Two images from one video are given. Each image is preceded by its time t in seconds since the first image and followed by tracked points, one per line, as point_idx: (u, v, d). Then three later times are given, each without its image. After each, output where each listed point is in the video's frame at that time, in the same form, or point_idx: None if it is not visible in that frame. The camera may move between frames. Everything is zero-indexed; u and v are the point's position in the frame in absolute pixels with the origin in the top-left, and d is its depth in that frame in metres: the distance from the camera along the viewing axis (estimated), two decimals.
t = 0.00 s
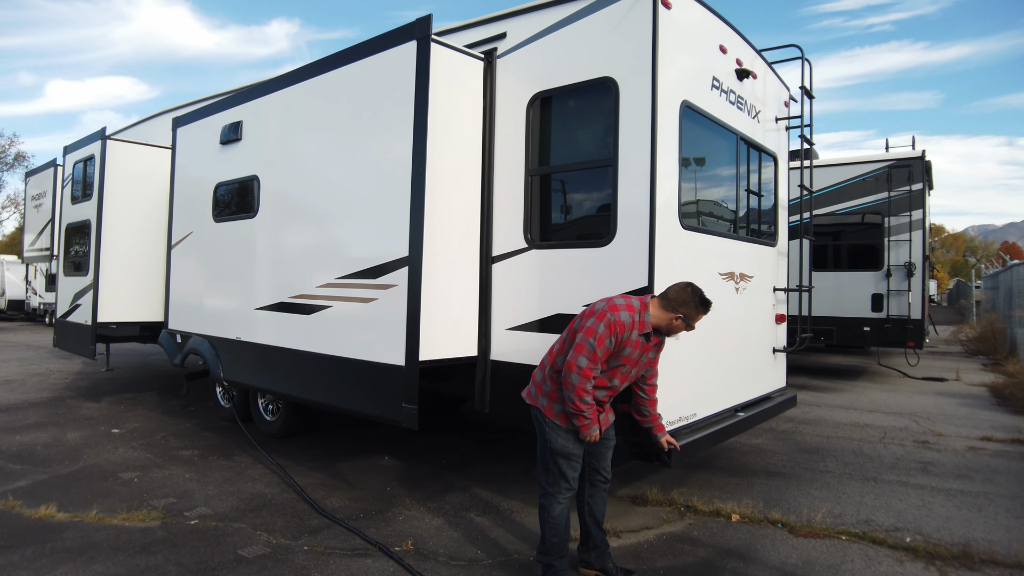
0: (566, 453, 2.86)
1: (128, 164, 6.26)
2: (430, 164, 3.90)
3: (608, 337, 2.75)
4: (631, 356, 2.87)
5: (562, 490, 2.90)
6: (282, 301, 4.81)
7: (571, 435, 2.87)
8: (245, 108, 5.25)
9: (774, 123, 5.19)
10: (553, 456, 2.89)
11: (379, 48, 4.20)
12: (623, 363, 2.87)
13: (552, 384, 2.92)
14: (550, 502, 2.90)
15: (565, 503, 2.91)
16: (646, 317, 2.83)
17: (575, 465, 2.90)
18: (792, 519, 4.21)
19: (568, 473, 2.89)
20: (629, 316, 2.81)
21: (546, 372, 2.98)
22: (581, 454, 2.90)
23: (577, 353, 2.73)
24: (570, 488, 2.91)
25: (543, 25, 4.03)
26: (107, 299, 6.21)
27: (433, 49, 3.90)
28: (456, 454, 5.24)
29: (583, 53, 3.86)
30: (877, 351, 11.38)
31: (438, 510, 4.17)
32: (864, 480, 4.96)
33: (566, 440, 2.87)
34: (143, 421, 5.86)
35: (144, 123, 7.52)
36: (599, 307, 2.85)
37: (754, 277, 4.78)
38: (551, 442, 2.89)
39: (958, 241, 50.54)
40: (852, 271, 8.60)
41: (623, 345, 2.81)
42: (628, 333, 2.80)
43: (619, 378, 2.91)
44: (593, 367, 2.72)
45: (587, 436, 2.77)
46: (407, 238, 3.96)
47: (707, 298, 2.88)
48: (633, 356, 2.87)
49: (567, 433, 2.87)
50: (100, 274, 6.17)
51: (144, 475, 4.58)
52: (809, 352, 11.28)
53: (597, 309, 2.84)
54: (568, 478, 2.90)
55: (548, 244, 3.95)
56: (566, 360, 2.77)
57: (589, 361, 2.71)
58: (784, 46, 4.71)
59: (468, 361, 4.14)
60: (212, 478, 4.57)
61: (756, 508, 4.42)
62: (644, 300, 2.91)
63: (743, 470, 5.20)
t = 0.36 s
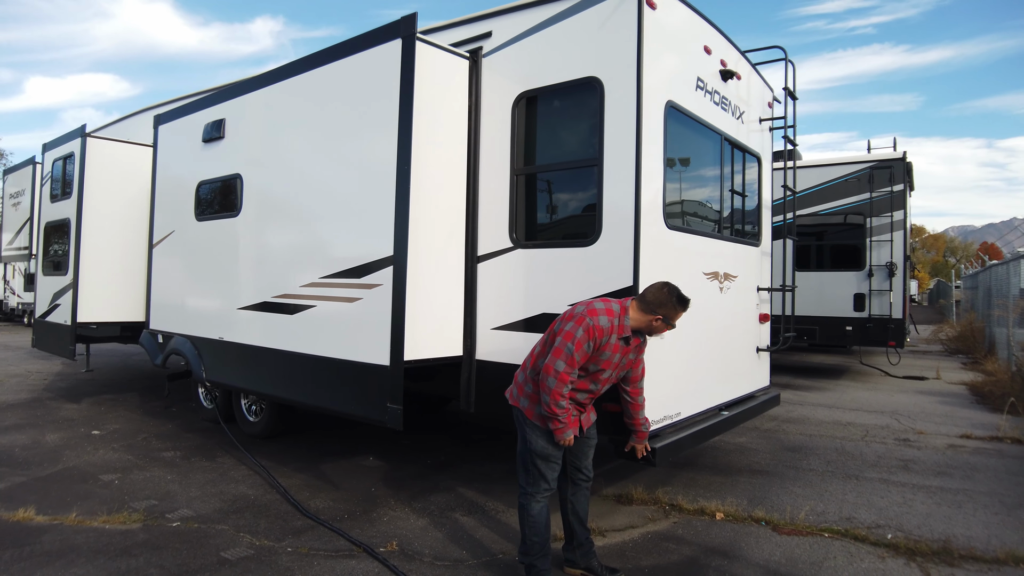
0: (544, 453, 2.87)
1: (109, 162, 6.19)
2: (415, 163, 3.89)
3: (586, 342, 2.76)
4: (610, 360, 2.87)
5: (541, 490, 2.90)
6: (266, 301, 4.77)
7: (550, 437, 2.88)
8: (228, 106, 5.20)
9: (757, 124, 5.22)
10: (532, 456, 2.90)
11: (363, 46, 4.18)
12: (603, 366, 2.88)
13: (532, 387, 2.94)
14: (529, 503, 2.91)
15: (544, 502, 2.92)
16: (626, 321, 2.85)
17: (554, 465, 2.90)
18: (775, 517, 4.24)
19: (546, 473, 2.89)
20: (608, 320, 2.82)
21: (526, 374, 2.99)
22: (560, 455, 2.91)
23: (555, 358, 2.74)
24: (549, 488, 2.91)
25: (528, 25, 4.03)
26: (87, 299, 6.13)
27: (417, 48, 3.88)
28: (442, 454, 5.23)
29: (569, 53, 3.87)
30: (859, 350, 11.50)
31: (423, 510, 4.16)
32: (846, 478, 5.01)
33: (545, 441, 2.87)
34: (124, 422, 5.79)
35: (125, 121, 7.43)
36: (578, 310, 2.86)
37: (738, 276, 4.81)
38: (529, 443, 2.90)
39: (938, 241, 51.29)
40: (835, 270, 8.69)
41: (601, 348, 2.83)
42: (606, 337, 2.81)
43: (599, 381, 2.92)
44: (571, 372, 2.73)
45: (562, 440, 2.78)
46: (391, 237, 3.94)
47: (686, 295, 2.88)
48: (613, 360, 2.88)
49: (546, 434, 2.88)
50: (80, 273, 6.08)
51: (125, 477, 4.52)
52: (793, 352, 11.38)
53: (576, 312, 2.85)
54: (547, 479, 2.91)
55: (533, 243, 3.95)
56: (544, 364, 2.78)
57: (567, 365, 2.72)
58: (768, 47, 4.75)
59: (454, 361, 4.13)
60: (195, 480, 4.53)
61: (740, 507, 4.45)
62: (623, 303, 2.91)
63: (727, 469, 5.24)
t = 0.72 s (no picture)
0: (532, 454, 2.85)
1: (92, 160, 6.11)
2: (403, 163, 3.86)
3: (571, 340, 2.74)
4: (595, 359, 2.86)
5: (529, 490, 2.89)
6: (252, 301, 4.73)
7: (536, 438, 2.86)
8: (213, 103, 5.15)
9: (746, 124, 5.24)
10: (519, 456, 2.89)
11: (351, 44, 4.15)
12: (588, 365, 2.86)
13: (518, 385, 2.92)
14: (516, 502, 2.90)
15: (532, 502, 2.90)
16: (608, 313, 2.84)
17: (542, 466, 2.88)
18: (764, 516, 4.25)
19: (534, 473, 2.88)
20: (594, 319, 2.80)
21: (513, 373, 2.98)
22: (548, 455, 2.89)
23: (539, 355, 2.73)
24: (537, 488, 2.90)
25: (517, 23, 4.01)
26: (70, 299, 6.06)
27: (406, 46, 3.86)
28: (430, 455, 5.20)
29: (558, 51, 3.86)
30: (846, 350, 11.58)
31: (411, 511, 4.13)
32: (834, 476, 5.03)
33: (531, 442, 2.85)
34: (108, 424, 5.72)
35: (109, 118, 7.34)
36: (564, 308, 2.85)
37: (726, 276, 4.82)
38: (517, 443, 2.89)
39: (923, 242, 51.88)
40: (822, 270, 8.74)
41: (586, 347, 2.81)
42: (592, 336, 2.80)
43: (586, 382, 2.90)
44: (556, 370, 2.72)
45: (546, 440, 2.76)
46: (379, 236, 3.91)
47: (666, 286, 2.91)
48: (598, 359, 2.87)
49: (532, 434, 2.87)
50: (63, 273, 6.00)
51: (109, 480, 4.46)
52: (781, 351, 11.44)
53: (563, 310, 2.84)
54: (535, 479, 2.89)
55: (522, 243, 3.93)
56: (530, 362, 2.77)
57: (552, 363, 2.71)
58: (756, 47, 4.76)
59: (442, 361, 4.10)
60: (180, 481, 4.47)
61: (729, 506, 4.46)
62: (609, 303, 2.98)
63: (716, 468, 5.24)
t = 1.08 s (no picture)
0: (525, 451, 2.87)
1: (83, 159, 6.09)
2: (396, 163, 3.87)
3: (561, 338, 2.77)
4: (586, 358, 2.88)
5: (522, 489, 2.90)
6: (244, 301, 4.72)
7: (528, 437, 2.88)
8: (205, 103, 5.14)
9: (736, 125, 5.28)
10: (511, 455, 2.91)
11: (343, 44, 4.16)
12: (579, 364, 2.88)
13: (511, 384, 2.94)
14: (509, 502, 2.91)
15: (525, 501, 2.92)
16: (598, 310, 2.87)
17: (535, 464, 2.90)
18: (755, 514, 4.28)
19: (527, 471, 2.90)
20: (584, 318, 2.83)
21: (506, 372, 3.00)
22: (540, 454, 2.91)
23: (531, 352, 2.75)
24: (530, 487, 2.91)
25: (509, 24, 4.03)
26: (60, 299, 6.03)
27: (399, 46, 3.87)
28: (423, 454, 5.21)
29: (550, 53, 3.88)
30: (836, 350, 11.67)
31: (404, 511, 4.14)
32: (824, 475, 5.08)
33: (525, 439, 2.88)
34: (98, 425, 5.69)
35: (100, 118, 7.31)
36: (556, 307, 2.88)
37: (717, 276, 4.85)
38: (510, 442, 2.91)
39: (911, 243, 52.38)
40: (812, 270, 8.81)
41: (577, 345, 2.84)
42: (582, 335, 2.82)
43: (578, 381, 2.92)
44: (547, 367, 2.74)
45: (538, 437, 2.77)
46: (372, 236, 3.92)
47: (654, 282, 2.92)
48: (589, 357, 2.89)
49: (525, 433, 2.88)
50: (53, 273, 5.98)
51: (100, 481, 4.44)
52: (771, 351, 11.52)
53: (554, 309, 2.87)
54: (528, 478, 2.91)
55: (515, 243, 3.95)
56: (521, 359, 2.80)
57: (542, 360, 2.73)
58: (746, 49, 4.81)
59: (435, 360, 4.12)
60: (172, 482, 4.46)
61: (720, 504, 4.49)
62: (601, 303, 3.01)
63: (707, 467, 5.28)
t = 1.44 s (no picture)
0: (522, 451, 2.87)
1: (75, 159, 6.06)
2: (390, 163, 3.87)
3: (553, 333, 2.77)
4: (579, 352, 2.88)
5: (518, 489, 2.90)
6: (238, 301, 4.71)
7: (524, 436, 2.88)
8: (198, 103, 5.12)
9: (730, 125, 5.30)
10: (508, 455, 2.90)
11: (337, 43, 4.15)
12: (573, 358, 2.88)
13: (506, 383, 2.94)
14: (505, 502, 2.91)
15: (521, 501, 2.92)
16: (587, 304, 2.87)
17: (532, 463, 2.90)
18: (748, 513, 4.30)
19: (523, 471, 2.90)
20: (575, 311, 2.83)
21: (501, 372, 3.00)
22: (537, 453, 2.90)
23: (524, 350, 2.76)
24: (526, 486, 2.91)
25: (503, 24, 4.03)
26: (52, 299, 6.00)
27: (393, 46, 3.87)
28: (417, 455, 5.21)
29: (544, 53, 3.88)
30: (830, 349, 11.73)
31: (398, 511, 4.14)
32: (818, 474, 5.10)
33: (521, 439, 2.87)
34: (91, 425, 5.67)
35: (92, 117, 7.28)
36: (546, 303, 2.89)
37: (711, 276, 4.87)
38: (506, 441, 2.90)
39: (903, 243, 52.78)
40: (805, 270, 8.85)
41: (569, 339, 2.84)
42: (574, 328, 2.83)
43: (573, 375, 2.92)
44: (540, 363, 2.74)
45: (535, 435, 2.77)
46: (366, 236, 3.92)
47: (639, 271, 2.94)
48: (582, 351, 2.89)
49: (522, 433, 2.88)
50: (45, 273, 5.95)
51: (92, 482, 4.42)
52: (765, 350, 11.57)
53: (545, 305, 2.88)
54: (525, 478, 2.91)
55: (509, 243, 3.95)
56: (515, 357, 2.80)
57: (536, 355, 2.74)
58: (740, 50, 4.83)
59: (429, 360, 4.11)
60: (165, 483, 4.45)
61: (714, 503, 4.51)
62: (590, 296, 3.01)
63: (702, 466, 5.30)
